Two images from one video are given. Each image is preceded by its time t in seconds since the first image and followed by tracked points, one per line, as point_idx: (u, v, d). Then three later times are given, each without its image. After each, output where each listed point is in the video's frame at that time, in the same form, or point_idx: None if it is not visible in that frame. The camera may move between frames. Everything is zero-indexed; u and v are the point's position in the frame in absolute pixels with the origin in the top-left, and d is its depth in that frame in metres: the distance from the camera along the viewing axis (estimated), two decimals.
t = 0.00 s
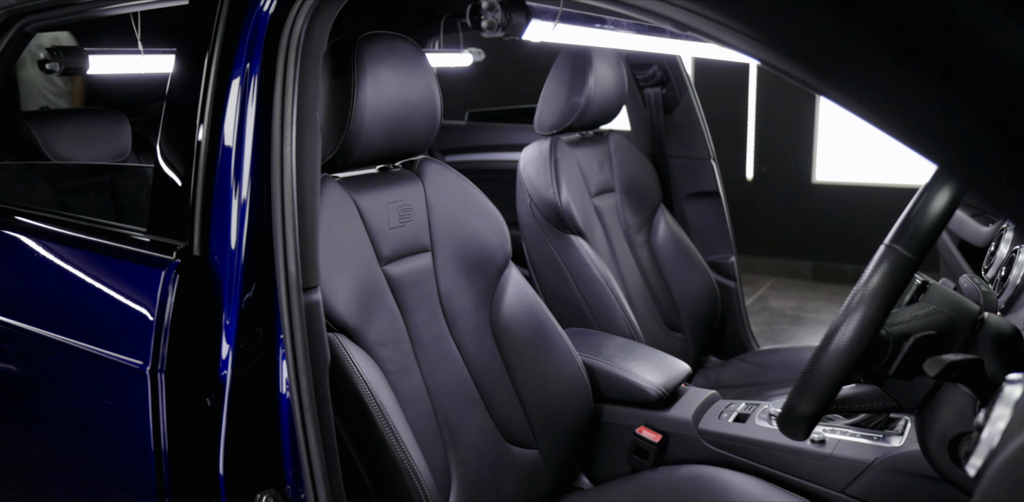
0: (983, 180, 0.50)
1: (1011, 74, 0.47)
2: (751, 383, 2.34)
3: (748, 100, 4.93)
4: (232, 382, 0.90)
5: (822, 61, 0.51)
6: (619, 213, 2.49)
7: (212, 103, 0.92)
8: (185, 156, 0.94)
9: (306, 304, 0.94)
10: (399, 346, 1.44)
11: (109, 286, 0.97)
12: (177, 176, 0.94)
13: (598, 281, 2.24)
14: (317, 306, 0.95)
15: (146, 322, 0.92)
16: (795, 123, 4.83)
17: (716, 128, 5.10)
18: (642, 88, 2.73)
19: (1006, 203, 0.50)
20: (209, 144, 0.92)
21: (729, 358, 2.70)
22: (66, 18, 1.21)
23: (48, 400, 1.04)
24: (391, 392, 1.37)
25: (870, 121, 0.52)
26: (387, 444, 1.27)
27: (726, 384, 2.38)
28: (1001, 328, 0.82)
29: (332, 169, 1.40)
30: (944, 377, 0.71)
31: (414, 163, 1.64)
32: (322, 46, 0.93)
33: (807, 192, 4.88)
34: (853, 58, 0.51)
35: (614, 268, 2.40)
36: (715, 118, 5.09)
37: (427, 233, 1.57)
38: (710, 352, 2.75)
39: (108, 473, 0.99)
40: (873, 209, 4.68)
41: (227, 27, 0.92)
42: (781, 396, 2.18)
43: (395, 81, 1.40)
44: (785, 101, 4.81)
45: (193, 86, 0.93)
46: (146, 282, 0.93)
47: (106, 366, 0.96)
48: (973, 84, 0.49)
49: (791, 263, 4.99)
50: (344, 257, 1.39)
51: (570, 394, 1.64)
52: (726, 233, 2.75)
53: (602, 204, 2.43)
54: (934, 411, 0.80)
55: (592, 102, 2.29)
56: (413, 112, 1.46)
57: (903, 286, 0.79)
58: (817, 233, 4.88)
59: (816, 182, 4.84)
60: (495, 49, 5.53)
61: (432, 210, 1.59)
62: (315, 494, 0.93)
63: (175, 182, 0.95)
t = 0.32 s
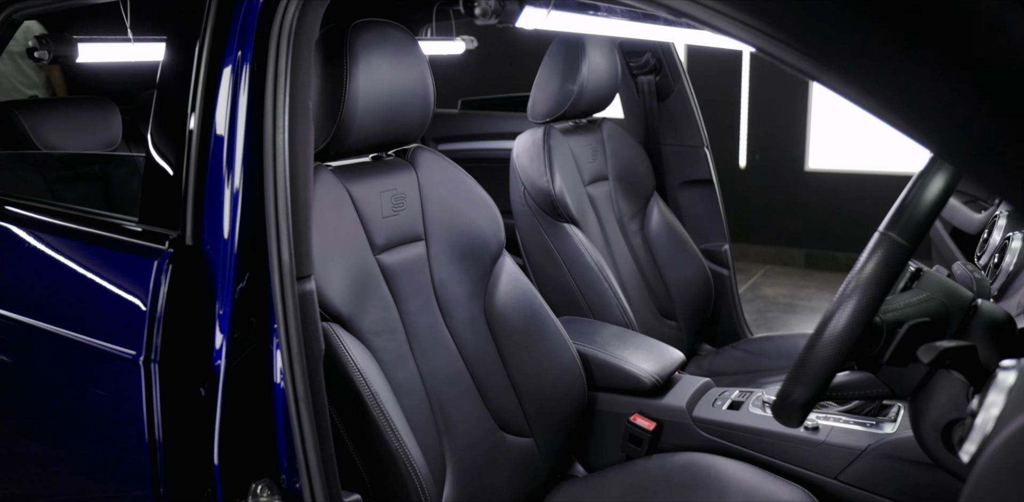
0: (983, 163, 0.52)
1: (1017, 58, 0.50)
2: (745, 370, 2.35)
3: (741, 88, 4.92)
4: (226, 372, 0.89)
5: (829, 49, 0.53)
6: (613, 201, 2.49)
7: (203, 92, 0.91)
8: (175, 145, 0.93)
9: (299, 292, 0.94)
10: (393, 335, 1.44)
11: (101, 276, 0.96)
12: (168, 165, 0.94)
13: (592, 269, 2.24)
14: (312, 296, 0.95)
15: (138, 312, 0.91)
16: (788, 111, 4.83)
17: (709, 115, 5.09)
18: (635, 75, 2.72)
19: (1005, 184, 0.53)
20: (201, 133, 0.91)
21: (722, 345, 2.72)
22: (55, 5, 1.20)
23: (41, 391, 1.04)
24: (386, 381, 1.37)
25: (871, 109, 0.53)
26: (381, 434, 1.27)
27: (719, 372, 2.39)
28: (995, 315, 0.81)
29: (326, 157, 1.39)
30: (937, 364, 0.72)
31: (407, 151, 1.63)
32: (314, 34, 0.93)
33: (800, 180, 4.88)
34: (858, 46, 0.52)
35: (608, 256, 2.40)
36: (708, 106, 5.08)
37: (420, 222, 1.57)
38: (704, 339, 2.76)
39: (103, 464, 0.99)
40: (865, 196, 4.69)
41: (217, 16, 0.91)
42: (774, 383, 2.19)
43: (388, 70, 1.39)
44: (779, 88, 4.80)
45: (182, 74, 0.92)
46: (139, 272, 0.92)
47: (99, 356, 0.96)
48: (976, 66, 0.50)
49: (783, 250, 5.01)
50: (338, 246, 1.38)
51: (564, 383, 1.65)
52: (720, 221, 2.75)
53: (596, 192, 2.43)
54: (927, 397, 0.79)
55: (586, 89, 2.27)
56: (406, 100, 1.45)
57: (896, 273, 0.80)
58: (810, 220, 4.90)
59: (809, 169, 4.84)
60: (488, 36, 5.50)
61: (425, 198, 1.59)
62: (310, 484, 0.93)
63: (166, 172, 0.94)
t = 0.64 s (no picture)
0: (983, 144, 0.53)
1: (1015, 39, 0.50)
2: (740, 358, 2.36)
3: (736, 76, 4.92)
4: (222, 362, 0.89)
5: (834, 35, 0.53)
6: (608, 190, 2.49)
7: (196, 81, 0.90)
8: (168, 134, 0.92)
9: (295, 282, 0.92)
10: (388, 324, 1.43)
11: (95, 266, 0.95)
12: (161, 155, 0.93)
13: (587, 258, 2.24)
14: (306, 285, 0.93)
15: (133, 302, 0.90)
16: (783, 99, 4.83)
17: (703, 103, 5.09)
18: (629, 63, 2.72)
19: (1001, 162, 0.53)
20: (194, 122, 0.91)
21: (717, 333, 2.73)
22: None
23: (35, 382, 1.03)
24: (382, 370, 1.36)
25: (872, 98, 0.54)
26: (377, 423, 1.27)
27: (714, 360, 2.40)
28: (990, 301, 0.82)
29: (320, 146, 1.38)
30: (933, 350, 0.72)
31: (401, 140, 1.62)
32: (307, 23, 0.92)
33: (794, 168, 4.89)
34: (865, 32, 0.52)
35: (603, 244, 2.40)
36: (703, 94, 5.08)
37: (415, 211, 1.56)
38: (698, 327, 2.77)
39: (99, 455, 0.99)
40: (859, 184, 4.70)
41: (210, 4, 0.91)
42: (769, 371, 2.20)
43: (382, 58, 1.39)
44: (773, 76, 4.80)
45: (175, 63, 0.92)
46: (133, 262, 0.91)
47: (94, 347, 0.95)
48: (976, 46, 0.51)
49: (777, 239, 5.03)
50: (332, 236, 1.38)
51: (559, 371, 1.65)
52: (714, 209, 2.76)
53: (591, 180, 2.43)
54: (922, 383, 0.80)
55: (580, 78, 2.26)
56: (401, 89, 1.44)
57: (892, 260, 0.80)
58: (804, 208, 4.91)
59: (803, 157, 4.85)
60: (482, 24, 5.48)
61: (420, 187, 1.58)
62: (306, 473, 0.93)
63: (159, 161, 0.93)
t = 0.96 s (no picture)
0: (982, 130, 0.53)
1: (1014, 25, 0.51)
2: (735, 347, 2.37)
3: (731, 65, 4.91)
4: (219, 354, 0.89)
5: (835, 21, 0.53)
6: (603, 179, 2.48)
7: (191, 71, 0.90)
8: (163, 124, 0.92)
9: (291, 273, 0.92)
10: (385, 314, 1.43)
11: (90, 258, 0.95)
12: (156, 145, 0.92)
13: (583, 248, 2.24)
14: (303, 276, 0.93)
15: (129, 294, 0.90)
16: (778, 87, 4.82)
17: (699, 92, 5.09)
18: (625, 52, 2.71)
19: (1001, 147, 0.53)
20: (189, 112, 0.90)
21: (712, 322, 2.74)
22: None
23: (31, 373, 1.03)
24: (378, 361, 1.36)
25: (871, 87, 0.53)
26: (374, 413, 1.27)
27: (710, 350, 2.41)
28: (986, 291, 0.83)
29: (316, 136, 1.38)
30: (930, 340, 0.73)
31: (397, 130, 1.61)
32: (302, 12, 0.91)
33: (790, 157, 4.89)
34: (868, 17, 0.52)
35: (598, 234, 2.40)
36: (698, 83, 5.07)
37: (411, 201, 1.56)
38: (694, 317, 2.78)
39: (97, 447, 0.98)
40: (854, 173, 4.71)
41: None
42: (765, 361, 2.21)
43: (378, 48, 1.38)
44: (769, 65, 4.79)
45: (169, 52, 0.91)
46: (129, 254, 0.91)
47: (90, 339, 0.95)
48: (972, 28, 0.51)
49: (772, 228, 5.04)
50: (328, 227, 1.37)
51: (555, 361, 1.66)
52: (710, 199, 2.76)
53: (586, 170, 2.42)
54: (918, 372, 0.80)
55: (576, 67, 2.26)
56: (396, 78, 1.43)
57: (889, 250, 0.80)
58: (799, 198, 4.92)
59: (798, 146, 4.85)
60: (477, 13, 5.46)
61: (416, 178, 1.57)
62: (304, 463, 0.93)
63: (154, 151, 0.93)
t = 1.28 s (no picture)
0: (986, 121, 0.53)
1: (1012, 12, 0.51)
2: (733, 337, 2.37)
3: (728, 54, 4.90)
4: (216, 345, 0.89)
5: (834, 10, 0.53)
6: (600, 169, 2.48)
7: (187, 62, 0.89)
8: (158, 115, 0.91)
9: (289, 265, 0.92)
10: (382, 305, 1.43)
11: (86, 249, 0.95)
12: (152, 136, 0.92)
13: (580, 238, 2.24)
14: (301, 267, 0.93)
15: (126, 286, 0.90)
16: (775, 77, 4.82)
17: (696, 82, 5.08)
18: (622, 42, 2.70)
19: (1002, 135, 0.53)
20: (185, 103, 0.90)
21: (709, 312, 2.74)
22: None
23: (27, 365, 1.02)
24: (376, 352, 1.36)
25: (870, 77, 0.53)
26: (373, 405, 1.27)
27: (707, 339, 2.42)
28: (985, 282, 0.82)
29: (313, 127, 1.37)
30: (928, 330, 0.73)
31: (394, 120, 1.61)
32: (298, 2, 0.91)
33: (786, 147, 4.89)
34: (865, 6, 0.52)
35: (595, 224, 2.40)
36: (695, 72, 5.06)
37: (408, 192, 1.55)
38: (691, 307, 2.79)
39: (95, 439, 0.98)
40: (851, 163, 4.71)
41: None
42: (762, 350, 2.22)
43: (374, 38, 1.37)
44: (766, 54, 4.78)
45: (164, 42, 0.90)
46: (125, 245, 0.91)
47: (87, 331, 0.94)
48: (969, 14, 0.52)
49: (768, 218, 5.04)
50: (325, 218, 1.37)
51: (552, 351, 1.66)
52: (707, 189, 2.76)
53: (583, 160, 2.42)
54: (918, 363, 0.81)
55: (573, 57, 2.24)
56: (393, 68, 1.43)
57: (887, 241, 0.80)
58: (796, 187, 4.92)
59: (795, 136, 4.85)
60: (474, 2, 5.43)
61: (413, 168, 1.57)
62: (303, 455, 0.93)
63: (150, 142, 0.92)
